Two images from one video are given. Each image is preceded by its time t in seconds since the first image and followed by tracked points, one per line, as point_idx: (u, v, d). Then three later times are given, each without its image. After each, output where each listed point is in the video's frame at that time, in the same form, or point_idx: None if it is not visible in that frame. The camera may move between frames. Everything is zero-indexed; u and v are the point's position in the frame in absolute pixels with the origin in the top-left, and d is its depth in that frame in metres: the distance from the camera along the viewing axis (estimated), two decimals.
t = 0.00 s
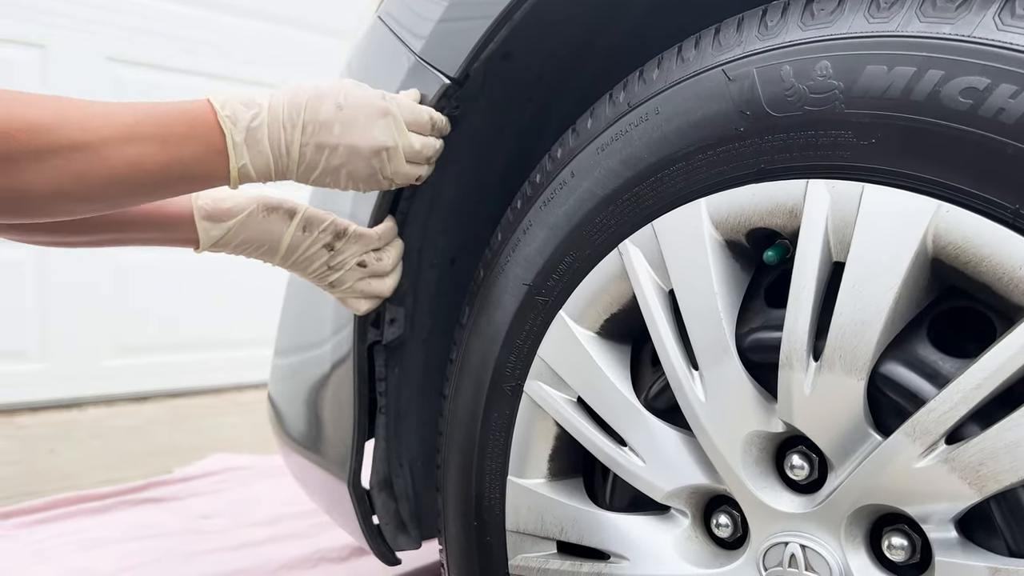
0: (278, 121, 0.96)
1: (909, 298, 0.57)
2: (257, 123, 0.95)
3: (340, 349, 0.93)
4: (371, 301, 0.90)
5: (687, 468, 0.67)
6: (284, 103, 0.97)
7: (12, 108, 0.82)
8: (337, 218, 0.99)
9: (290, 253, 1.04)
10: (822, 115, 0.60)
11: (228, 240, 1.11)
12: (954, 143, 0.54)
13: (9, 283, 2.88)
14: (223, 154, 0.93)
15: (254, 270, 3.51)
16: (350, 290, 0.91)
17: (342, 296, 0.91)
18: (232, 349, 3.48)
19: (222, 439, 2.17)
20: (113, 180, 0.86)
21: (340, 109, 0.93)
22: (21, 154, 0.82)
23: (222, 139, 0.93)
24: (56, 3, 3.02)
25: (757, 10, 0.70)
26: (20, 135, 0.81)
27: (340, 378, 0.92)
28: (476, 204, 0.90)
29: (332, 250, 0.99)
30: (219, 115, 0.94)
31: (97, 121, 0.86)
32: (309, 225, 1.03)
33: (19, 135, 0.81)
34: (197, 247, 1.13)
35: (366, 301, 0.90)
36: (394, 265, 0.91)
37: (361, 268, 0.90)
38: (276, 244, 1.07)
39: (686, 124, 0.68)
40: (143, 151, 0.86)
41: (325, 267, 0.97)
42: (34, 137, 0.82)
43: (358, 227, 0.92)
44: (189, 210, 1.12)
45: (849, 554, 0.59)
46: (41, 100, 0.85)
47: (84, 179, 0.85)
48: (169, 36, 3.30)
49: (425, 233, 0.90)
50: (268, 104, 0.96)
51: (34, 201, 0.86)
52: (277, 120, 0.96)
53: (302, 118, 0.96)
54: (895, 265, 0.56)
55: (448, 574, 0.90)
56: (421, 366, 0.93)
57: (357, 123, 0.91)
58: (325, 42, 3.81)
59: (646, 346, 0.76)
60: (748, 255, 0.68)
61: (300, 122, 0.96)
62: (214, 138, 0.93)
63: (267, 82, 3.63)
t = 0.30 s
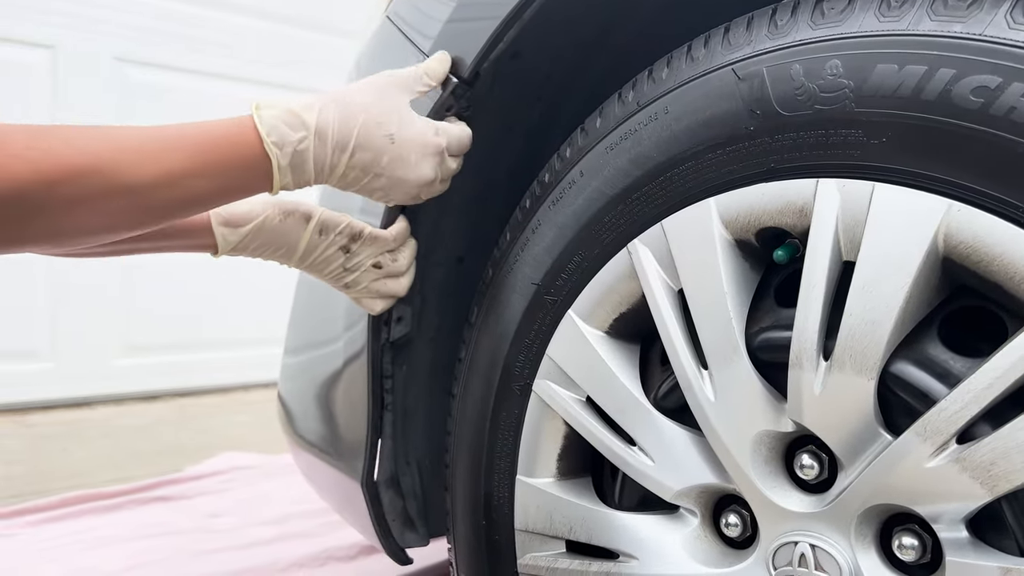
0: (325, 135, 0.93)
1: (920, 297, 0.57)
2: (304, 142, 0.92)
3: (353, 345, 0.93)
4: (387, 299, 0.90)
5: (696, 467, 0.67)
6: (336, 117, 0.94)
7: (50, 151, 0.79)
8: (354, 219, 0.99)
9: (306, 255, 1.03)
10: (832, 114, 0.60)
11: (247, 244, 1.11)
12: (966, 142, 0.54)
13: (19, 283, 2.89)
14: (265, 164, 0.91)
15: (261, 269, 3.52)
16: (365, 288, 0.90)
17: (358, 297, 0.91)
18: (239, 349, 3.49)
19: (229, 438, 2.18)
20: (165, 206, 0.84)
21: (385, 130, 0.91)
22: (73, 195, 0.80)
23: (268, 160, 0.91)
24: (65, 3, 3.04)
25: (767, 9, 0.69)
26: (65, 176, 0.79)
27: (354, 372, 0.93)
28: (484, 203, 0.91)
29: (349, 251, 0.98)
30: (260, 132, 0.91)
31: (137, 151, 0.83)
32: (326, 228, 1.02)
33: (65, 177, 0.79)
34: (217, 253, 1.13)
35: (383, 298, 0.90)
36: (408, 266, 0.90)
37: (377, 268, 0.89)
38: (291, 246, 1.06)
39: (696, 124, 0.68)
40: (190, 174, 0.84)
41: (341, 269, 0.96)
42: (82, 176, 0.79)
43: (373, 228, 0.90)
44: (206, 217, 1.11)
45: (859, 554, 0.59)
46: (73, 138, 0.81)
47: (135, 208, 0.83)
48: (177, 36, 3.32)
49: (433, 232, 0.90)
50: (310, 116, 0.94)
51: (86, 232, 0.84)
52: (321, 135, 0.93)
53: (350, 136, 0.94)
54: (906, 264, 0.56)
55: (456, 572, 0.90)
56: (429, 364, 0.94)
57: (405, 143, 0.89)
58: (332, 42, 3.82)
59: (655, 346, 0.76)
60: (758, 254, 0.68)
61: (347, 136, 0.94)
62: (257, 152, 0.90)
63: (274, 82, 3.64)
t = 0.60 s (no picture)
0: (337, 131, 0.95)
1: (931, 298, 0.57)
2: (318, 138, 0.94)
3: (362, 346, 0.94)
4: (399, 300, 0.91)
5: (705, 468, 0.67)
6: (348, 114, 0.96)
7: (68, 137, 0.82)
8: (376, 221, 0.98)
9: (327, 255, 1.04)
10: (842, 114, 0.60)
11: (269, 240, 1.11)
12: (977, 142, 0.53)
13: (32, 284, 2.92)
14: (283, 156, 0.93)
15: (271, 270, 3.53)
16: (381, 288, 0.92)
17: (370, 296, 0.92)
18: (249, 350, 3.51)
19: (241, 438, 2.19)
20: (183, 194, 0.86)
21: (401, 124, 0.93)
22: (90, 181, 0.82)
23: (285, 154, 0.93)
24: (77, 6, 3.07)
25: (777, 8, 0.69)
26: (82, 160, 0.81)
27: (366, 372, 0.93)
28: (492, 204, 0.91)
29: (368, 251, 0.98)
30: (278, 125, 0.93)
31: (154, 136, 0.85)
32: (347, 228, 1.02)
33: (82, 161, 0.81)
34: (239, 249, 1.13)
35: (395, 300, 0.91)
36: (425, 268, 0.93)
37: (395, 269, 0.92)
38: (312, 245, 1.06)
39: (705, 124, 0.68)
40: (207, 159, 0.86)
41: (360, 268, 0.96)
42: (100, 161, 0.82)
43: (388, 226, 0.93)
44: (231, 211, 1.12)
45: (870, 556, 0.59)
46: (90, 124, 0.84)
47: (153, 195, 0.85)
48: (187, 39, 3.34)
49: (443, 233, 0.91)
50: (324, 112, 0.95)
51: (106, 219, 0.86)
52: (333, 132, 0.95)
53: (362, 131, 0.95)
54: (917, 264, 0.55)
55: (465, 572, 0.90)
56: (437, 366, 0.94)
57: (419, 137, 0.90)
58: (341, 43, 3.83)
59: (664, 347, 0.76)
60: (767, 254, 0.67)
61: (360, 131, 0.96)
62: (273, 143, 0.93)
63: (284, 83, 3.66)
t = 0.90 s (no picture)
0: (334, 114, 0.94)
1: (937, 304, 0.56)
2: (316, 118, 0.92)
3: (369, 349, 0.93)
4: (404, 306, 0.91)
5: (709, 477, 0.66)
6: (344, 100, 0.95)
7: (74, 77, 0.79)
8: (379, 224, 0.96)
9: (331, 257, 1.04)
10: (846, 118, 0.59)
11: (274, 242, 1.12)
12: (983, 145, 0.52)
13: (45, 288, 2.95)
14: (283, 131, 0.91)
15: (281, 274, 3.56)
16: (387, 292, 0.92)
17: (376, 302, 0.92)
18: (260, 353, 3.53)
19: (249, 441, 2.20)
20: (182, 151, 0.83)
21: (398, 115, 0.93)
22: (90, 124, 0.79)
23: (286, 130, 0.91)
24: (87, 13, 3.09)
25: (780, 11, 0.68)
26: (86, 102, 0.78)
27: (369, 377, 0.93)
28: (496, 210, 0.90)
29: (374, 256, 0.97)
30: (282, 104, 0.92)
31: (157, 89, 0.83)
32: (354, 232, 1.00)
33: (85, 100, 0.78)
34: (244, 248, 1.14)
35: (401, 306, 0.90)
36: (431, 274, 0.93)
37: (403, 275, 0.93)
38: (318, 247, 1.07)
39: (709, 128, 0.67)
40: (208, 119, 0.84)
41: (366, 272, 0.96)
42: (102, 107, 0.79)
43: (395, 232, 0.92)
44: (238, 210, 1.13)
45: (877, 567, 0.58)
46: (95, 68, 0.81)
47: (151, 147, 0.82)
48: (197, 44, 3.37)
49: (447, 238, 0.90)
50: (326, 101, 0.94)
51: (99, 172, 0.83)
52: (330, 113, 0.93)
53: (358, 117, 0.95)
54: (922, 270, 0.54)
55: None
56: (442, 373, 0.93)
57: (417, 127, 0.92)
58: (348, 47, 3.86)
59: (668, 353, 0.75)
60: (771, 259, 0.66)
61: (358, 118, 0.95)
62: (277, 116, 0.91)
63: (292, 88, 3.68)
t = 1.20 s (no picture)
0: (311, 102, 0.90)
1: (950, 315, 0.51)
2: (293, 103, 0.89)
3: (351, 358, 0.91)
4: (384, 313, 0.89)
5: (708, 497, 0.62)
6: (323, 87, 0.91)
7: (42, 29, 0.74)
8: (349, 227, 0.97)
9: (299, 262, 1.02)
10: (851, 114, 0.55)
11: (236, 247, 1.07)
12: (1000, 142, 0.48)
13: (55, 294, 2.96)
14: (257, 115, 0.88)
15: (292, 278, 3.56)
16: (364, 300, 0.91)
17: (353, 309, 0.91)
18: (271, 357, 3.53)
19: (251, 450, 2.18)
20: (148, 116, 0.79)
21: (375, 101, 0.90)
22: (51, 80, 0.74)
23: (261, 111, 0.88)
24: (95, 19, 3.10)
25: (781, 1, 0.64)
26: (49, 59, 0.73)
27: (355, 386, 0.90)
28: (489, 215, 0.87)
29: (344, 261, 0.98)
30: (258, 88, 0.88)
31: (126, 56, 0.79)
32: (320, 235, 1.00)
33: (49, 56, 0.73)
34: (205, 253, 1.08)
35: (377, 312, 0.89)
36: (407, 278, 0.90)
37: (375, 279, 0.90)
38: (286, 252, 1.04)
39: (705, 127, 0.63)
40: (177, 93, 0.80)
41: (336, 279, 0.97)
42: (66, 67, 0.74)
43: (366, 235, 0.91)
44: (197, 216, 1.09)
45: None
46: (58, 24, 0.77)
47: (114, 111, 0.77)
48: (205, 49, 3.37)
49: (439, 244, 0.87)
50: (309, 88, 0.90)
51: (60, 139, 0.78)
52: (308, 97, 0.90)
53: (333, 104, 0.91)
54: (933, 278, 0.50)
55: None
56: (435, 383, 0.91)
57: (392, 112, 0.89)
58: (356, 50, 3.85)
59: (666, 364, 0.72)
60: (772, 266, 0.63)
61: (332, 104, 0.91)
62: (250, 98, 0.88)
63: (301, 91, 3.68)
